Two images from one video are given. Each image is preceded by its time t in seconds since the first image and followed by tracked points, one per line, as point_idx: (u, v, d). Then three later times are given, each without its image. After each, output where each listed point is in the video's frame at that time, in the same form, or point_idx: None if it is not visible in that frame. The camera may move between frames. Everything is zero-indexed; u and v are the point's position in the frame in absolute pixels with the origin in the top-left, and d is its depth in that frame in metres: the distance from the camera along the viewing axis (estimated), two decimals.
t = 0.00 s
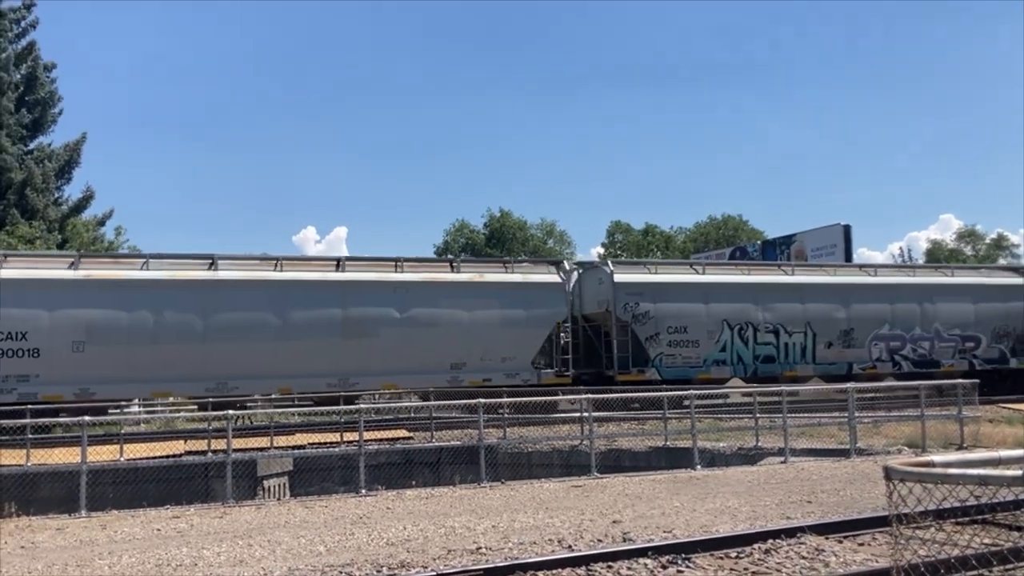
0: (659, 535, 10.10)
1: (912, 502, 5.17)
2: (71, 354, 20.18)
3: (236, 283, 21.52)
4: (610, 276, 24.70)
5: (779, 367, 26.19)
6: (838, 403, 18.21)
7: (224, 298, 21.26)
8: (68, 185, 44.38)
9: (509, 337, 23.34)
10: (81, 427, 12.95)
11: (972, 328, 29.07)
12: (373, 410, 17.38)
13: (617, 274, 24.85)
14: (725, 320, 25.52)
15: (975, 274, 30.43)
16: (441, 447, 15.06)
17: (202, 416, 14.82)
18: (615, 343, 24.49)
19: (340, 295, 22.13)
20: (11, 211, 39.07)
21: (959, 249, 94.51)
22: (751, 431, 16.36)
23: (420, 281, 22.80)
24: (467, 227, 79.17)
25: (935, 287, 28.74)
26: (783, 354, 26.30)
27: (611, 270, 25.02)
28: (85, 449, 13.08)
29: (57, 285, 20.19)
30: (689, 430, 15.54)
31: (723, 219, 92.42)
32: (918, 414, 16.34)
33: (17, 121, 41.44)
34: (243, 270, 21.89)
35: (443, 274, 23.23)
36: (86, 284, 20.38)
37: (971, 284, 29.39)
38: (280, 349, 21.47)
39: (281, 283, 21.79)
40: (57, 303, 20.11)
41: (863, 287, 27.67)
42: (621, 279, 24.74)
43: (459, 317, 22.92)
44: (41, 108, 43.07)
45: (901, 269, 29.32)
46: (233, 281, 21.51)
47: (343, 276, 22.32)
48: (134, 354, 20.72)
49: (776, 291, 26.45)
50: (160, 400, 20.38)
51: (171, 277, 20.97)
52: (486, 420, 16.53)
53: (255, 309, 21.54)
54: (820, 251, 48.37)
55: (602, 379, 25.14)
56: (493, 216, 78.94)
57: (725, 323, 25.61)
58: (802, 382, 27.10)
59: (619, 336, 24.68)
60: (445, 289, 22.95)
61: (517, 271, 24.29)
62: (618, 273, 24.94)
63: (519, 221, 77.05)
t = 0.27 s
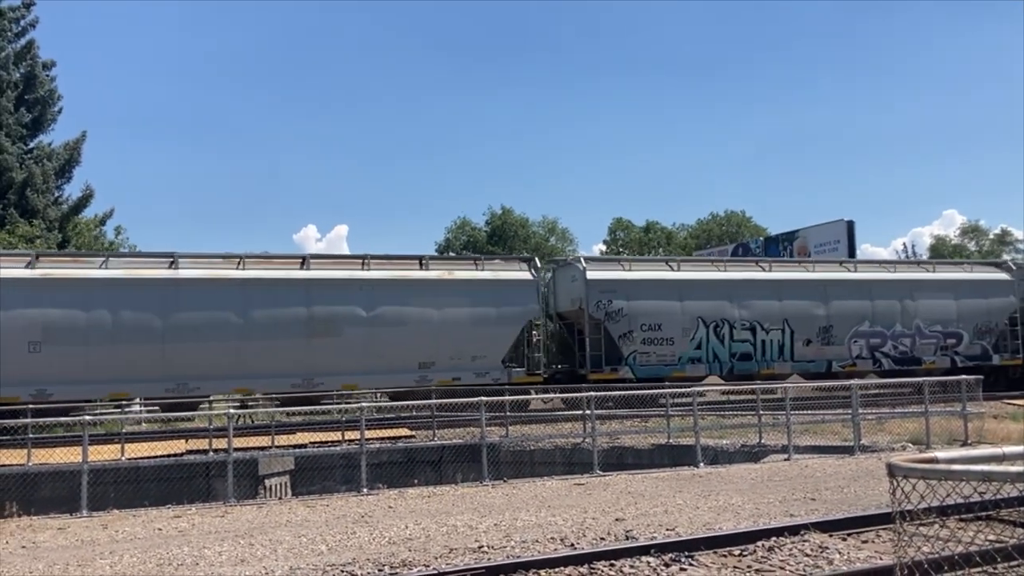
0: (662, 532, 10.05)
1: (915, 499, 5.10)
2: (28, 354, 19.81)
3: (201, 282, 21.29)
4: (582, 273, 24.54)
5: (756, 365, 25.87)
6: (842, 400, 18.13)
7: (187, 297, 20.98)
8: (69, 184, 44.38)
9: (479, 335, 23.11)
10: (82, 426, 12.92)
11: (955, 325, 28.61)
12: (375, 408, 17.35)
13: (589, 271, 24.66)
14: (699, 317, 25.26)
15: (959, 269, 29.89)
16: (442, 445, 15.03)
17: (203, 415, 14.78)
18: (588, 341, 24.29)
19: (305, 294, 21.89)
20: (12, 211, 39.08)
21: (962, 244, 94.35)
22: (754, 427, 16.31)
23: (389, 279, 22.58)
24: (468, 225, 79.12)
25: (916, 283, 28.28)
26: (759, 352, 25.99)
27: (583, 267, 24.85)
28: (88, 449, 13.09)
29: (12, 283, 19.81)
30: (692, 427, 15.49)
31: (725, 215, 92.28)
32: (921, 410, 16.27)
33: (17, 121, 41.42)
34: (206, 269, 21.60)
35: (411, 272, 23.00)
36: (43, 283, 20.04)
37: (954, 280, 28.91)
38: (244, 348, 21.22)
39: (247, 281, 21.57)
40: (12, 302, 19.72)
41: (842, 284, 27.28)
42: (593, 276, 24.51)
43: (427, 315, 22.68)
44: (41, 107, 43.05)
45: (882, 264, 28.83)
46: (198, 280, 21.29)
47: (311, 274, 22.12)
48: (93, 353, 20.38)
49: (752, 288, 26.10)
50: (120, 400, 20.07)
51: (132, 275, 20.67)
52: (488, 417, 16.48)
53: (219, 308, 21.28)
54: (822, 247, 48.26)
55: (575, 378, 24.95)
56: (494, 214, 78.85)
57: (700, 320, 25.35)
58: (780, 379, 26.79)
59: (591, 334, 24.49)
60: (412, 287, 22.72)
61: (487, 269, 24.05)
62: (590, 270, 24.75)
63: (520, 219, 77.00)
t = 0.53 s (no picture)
0: (665, 531, 10.05)
1: (919, 497, 5.09)
2: None
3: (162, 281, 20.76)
4: (555, 272, 24.04)
5: (732, 365, 25.34)
6: (844, 398, 18.12)
7: (147, 297, 20.45)
8: (71, 185, 44.43)
9: (451, 335, 22.54)
10: (85, 426, 12.92)
11: (936, 323, 27.95)
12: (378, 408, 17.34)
13: (561, 270, 24.16)
14: (673, 316, 24.73)
15: (940, 267, 29.20)
16: (445, 445, 15.01)
17: (206, 414, 14.77)
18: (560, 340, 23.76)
19: (270, 293, 21.35)
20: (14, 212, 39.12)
21: (965, 242, 94.29)
22: (757, 426, 16.31)
23: (356, 278, 22.02)
24: (470, 224, 79.11)
25: (896, 280, 27.62)
26: (735, 351, 25.45)
27: (555, 265, 24.36)
28: (90, 449, 13.09)
29: None
30: (695, 426, 15.48)
31: (727, 214, 92.22)
32: (924, 408, 16.25)
33: (20, 122, 41.44)
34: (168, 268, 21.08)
35: (379, 271, 22.45)
36: None
37: (935, 277, 28.21)
38: (207, 349, 20.70)
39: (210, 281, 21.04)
40: None
41: (820, 282, 26.66)
42: (565, 275, 24.00)
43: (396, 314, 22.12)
44: (43, 108, 43.07)
45: (861, 262, 28.17)
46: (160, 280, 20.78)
47: (276, 274, 21.55)
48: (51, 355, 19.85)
49: (729, 286, 25.49)
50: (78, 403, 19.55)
51: (91, 275, 20.16)
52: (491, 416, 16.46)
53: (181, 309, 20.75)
54: (825, 246, 48.22)
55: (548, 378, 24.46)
56: (496, 213, 78.84)
57: (674, 319, 24.82)
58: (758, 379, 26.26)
59: (564, 333, 23.96)
60: (381, 286, 22.17)
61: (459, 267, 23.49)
62: (563, 269, 24.24)
63: (523, 218, 77.01)
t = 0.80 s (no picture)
0: (668, 529, 10.05)
1: (922, 494, 5.10)
2: None
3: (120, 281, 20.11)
4: (526, 270, 23.69)
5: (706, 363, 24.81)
6: (847, 396, 18.11)
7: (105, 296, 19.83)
8: (73, 184, 44.39)
9: (420, 334, 22.00)
10: (89, 425, 12.90)
11: (913, 321, 27.50)
12: (381, 406, 17.33)
13: (533, 267, 23.81)
14: (647, 314, 24.23)
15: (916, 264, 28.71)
16: (447, 443, 14.99)
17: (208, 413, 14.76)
18: (531, 339, 23.37)
19: (232, 292, 20.78)
20: (16, 211, 39.13)
21: (967, 239, 94.19)
22: (759, 424, 16.31)
23: (322, 276, 21.46)
24: (471, 223, 79.06)
25: (873, 277, 27.19)
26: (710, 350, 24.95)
27: (526, 263, 24.10)
28: (94, 447, 13.06)
29: None
30: (697, 424, 15.47)
31: (729, 212, 92.17)
32: (927, 405, 16.24)
33: (21, 121, 41.45)
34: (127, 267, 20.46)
35: (346, 270, 21.91)
36: None
37: (912, 275, 27.75)
38: (168, 349, 20.13)
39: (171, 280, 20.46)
40: None
41: (795, 279, 26.19)
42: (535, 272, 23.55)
43: (362, 313, 21.57)
44: (44, 107, 43.05)
45: (838, 260, 27.71)
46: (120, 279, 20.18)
47: (240, 272, 20.93)
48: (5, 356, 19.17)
49: (702, 284, 25.02)
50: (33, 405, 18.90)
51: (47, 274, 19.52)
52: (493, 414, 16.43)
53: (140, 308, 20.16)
54: (826, 243, 48.17)
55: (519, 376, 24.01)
56: (497, 211, 78.81)
57: (648, 317, 24.33)
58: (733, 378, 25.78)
59: (535, 332, 23.57)
60: (347, 284, 21.63)
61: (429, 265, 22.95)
62: (534, 267, 23.89)
63: (524, 216, 77.00)
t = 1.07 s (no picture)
0: (669, 526, 10.07)
1: (925, 492, 5.10)
2: None
3: (79, 280, 20.07)
4: (496, 267, 23.39)
5: (680, 362, 24.56)
6: (848, 393, 18.11)
7: (66, 295, 19.76)
8: (76, 182, 44.44)
9: (386, 332, 21.77)
10: (92, 423, 12.95)
11: (892, 320, 27.11)
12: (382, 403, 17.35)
13: (503, 265, 23.52)
14: (619, 313, 23.97)
15: (896, 261, 28.26)
16: (449, 440, 15.00)
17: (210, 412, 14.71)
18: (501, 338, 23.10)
19: (195, 290, 20.63)
20: (19, 208, 39.17)
21: (969, 237, 94.13)
22: (761, 422, 16.32)
23: (286, 274, 21.26)
24: (473, 221, 79.06)
25: (851, 275, 26.85)
26: (683, 348, 24.70)
27: (496, 261, 23.76)
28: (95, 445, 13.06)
29: None
30: (699, 422, 15.48)
31: (731, 209, 92.16)
32: (928, 403, 16.23)
33: (24, 119, 41.47)
34: (89, 265, 20.39)
35: (311, 267, 21.68)
36: None
37: (891, 272, 27.38)
38: (129, 349, 20.05)
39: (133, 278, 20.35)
40: None
41: (771, 277, 25.89)
42: (505, 270, 23.30)
43: (327, 312, 21.35)
44: (47, 105, 43.05)
45: (814, 258, 27.40)
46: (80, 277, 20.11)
47: (202, 271, 20.77)
48: None
49: (676, 282, 24.76)
50: None
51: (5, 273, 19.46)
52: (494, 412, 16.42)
53: (102, 307, 20.07)
54: (828, 241, 48.16)
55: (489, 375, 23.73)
56: (499, 209, 78.83)
57: (620, 316, 24.07)
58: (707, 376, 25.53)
59: (506, 330, 23.31)
60: (312, 282, 21.41)
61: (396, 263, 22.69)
62: (504, 264, 23.61)
63: (525, 214, 77.03)
